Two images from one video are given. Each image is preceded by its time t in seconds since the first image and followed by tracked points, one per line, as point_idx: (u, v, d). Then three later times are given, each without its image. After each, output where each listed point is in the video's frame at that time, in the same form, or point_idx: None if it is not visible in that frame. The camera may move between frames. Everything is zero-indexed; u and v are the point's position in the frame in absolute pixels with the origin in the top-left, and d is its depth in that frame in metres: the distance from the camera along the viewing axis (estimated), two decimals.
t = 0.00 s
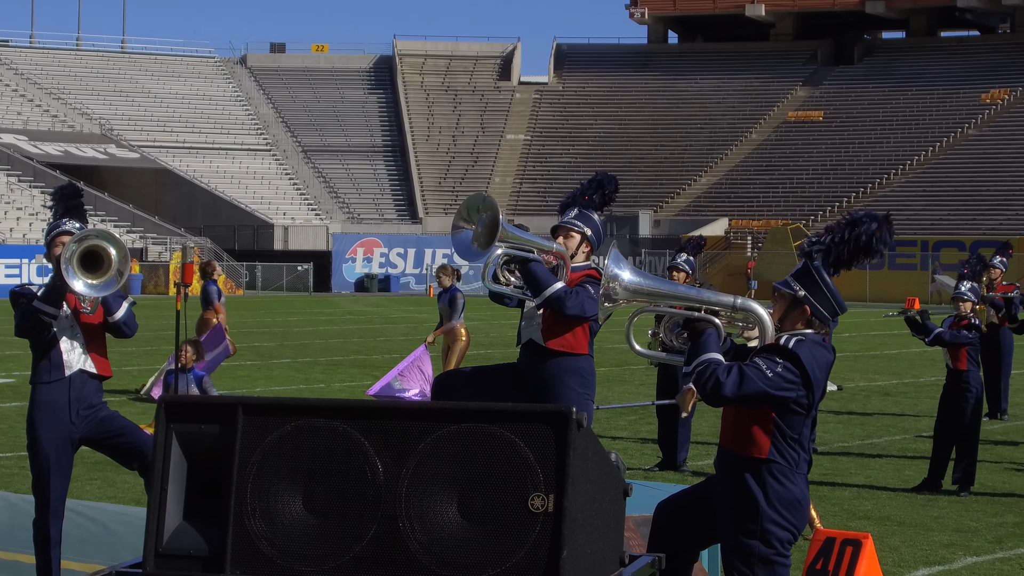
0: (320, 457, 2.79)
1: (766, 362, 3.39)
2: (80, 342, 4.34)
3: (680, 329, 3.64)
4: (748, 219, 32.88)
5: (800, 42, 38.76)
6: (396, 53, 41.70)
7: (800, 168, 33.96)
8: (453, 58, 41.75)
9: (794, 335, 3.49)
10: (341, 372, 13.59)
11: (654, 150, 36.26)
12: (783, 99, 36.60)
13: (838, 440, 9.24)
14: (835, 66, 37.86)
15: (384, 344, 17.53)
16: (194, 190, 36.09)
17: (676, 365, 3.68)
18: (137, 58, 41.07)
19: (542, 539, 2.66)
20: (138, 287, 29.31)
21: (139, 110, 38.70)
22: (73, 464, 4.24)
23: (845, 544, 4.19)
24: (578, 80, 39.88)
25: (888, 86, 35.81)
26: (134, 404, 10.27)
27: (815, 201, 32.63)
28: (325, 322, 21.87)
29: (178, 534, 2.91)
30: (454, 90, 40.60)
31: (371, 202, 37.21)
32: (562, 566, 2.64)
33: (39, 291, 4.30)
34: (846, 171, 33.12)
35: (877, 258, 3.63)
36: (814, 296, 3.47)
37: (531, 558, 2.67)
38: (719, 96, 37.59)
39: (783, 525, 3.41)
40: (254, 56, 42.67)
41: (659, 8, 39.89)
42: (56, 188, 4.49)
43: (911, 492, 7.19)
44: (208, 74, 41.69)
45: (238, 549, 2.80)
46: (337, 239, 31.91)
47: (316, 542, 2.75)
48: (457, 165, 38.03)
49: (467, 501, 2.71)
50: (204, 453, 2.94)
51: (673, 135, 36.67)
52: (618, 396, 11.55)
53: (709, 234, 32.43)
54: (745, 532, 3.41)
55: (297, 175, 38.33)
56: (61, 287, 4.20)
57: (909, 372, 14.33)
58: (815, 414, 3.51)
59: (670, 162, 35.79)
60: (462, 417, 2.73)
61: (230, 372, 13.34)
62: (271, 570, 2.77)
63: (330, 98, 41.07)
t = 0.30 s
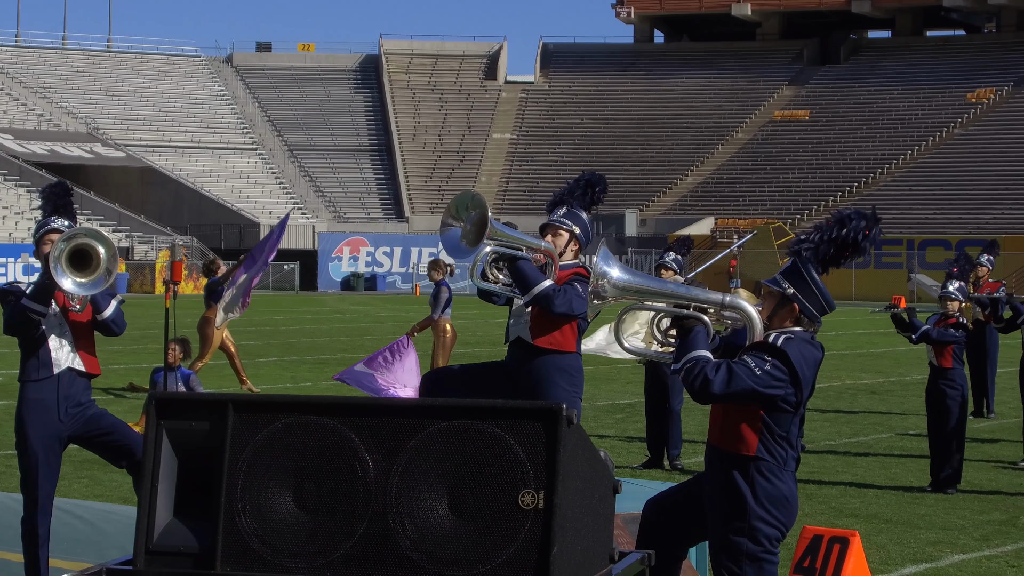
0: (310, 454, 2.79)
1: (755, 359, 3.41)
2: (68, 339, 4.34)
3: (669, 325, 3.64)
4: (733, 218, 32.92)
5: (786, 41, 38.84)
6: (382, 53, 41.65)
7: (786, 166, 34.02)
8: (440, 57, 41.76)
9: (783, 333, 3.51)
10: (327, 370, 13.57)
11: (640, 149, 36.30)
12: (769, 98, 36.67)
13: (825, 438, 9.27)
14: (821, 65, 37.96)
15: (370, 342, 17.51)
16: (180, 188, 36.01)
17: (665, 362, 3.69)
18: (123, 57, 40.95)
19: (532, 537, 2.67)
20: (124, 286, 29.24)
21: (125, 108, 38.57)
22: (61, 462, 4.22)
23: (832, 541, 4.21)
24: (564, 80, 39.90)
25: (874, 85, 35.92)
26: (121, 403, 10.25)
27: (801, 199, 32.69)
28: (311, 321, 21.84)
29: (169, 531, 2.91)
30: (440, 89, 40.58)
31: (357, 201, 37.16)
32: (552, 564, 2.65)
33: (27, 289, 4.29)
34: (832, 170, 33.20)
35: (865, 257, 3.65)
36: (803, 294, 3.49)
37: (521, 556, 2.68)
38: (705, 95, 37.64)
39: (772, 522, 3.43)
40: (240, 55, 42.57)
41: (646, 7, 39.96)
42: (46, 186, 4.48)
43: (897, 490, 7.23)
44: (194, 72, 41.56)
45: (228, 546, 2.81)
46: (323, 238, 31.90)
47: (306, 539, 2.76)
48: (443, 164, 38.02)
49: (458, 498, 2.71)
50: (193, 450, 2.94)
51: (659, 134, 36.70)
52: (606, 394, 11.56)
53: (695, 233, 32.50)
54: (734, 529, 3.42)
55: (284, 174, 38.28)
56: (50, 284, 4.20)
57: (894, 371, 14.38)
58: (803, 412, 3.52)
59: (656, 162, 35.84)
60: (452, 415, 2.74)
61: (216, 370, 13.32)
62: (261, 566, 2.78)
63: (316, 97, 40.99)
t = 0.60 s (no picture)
0: (300, 449, 2.80)
1: (742, 356, 3.42)
2: (56, 337, 4.32)
3: (656, 322, 3.65)
4: (719, 216, 32.99)
5: (771, 40, 38.91)
6: (368, 51, 41.61)
7: (771, 165, 34.10)
8: (425, 55, 41.72)
9: (770, 330, 3.53)
10: (313, 368, 13.56)
11: (626, 147, 36.31)
12: (754, 96, 36.75)
13: (811, 435, 9.32)
14: (806, 64, 38.05)
15: (356, 341, 17.49)
16: (165, 186, 35.91)
17: (653, 359, 3.71)
18: (108, 55, 40.80)
19: (521, 531, 2.68)
20: (109, 285, 29.16)
21: (110, 107, 38.43)
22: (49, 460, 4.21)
23: (819, 537, 4.23)
24: (550, 78, 39.92)
25: (860, 83, 36.01)
26: (106, 402, 10.22)
27: (786, 198, 32.76)
28: (297, 319, 21.80)
29: (160, 526, 2.91)
30: (426, 87, 40.55)
31: (343, 199, 37.12)
32: (542, 558, 2.66)
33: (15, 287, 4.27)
34: (817, 168, 33.28)
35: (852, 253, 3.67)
36: (790, 290, 3.51)
37: (511, 551, 2.69)
38: (691, 93, 37.70)
39: (759, 518, 3.45)
40: (226, 53, 42.44)
41: (631, 5, 39.99)
42: (32, 184, 4.46)
43: (884, 487, 7.27)
44: (180, 71, 41.43)
45: (219, 542, 2.81)
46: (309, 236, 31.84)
47: (296, 534, 2.76)
48: (428, 162, 38.00)
49: (448, 494, 2.72)
50: (184, 446, 2.94)
51: (644, 132, 36.73)
52: (593, 392, 11.58)
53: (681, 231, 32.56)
54: (721, 525, 3.44)
55: (269, 172, 38.19)
56: (39, 282, 4.19)
57: (878, 368, 14.43)
58: (791, 407, 3.54)
59: (641, 159, 35.87)
60: (443, 409, 2.75)
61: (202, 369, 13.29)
62: (251, 563, 2.78)
63: (301, 96, 40.89)
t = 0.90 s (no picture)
0: (292, 445, 2.80)
1: (731, 353, 3.43)
2: (45, 334, 4.31)
3: (646, 319, 3.65)
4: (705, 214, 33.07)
5: (757, 38, 38.98)
6: (353, 48, 41.56)
7: (758, 163, 34.18)
8: (411, 53, 41.71)
9: (759, 326, 3.54)
10: (301, 367, 13.56)
11: (612, 145, 36.33)
12: (740, 94, 36.84)
13: (798, 433, 9.36)
14: (792, 62, 38.15)
15: (343, 339, 17.49)
16: (151, 184, 35.81)
17: (642, 356, 3.72)
18: (92, 53, 40.68)
19: (513, 527, 2.69)
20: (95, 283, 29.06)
21: (96, 105, 38.33)
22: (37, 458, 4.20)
23: (807, 534, 4.24)
24: (535, 76, 39.97)
25: (846, 81, 36.10)
26: (92, 400, 10.19)
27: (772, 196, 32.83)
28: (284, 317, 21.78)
29: (151, 523, 2.90)
30: (411, 85, 40.54)
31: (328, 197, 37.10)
32: (534, 554, 2.66)
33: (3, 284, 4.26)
34: (803, 166, 33.36)
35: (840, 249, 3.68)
36: (779, 286, 3.52)
37: (503, 545, 2.69)
38: (677, 91, 37.75)
39: (749, 514, 3.46)
40: (211, 51, 42.33)
41: (617, 3, 40.03)
42: (21, 181, 4.45)
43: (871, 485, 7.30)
44: (165, 69, 41.34)
45: (210, 538, 2.81)
46: (295, 234, 31.78)
47: (288, 530, 2.77)
48: (414, 160, 37.99)
49: (439, 490, 2.73)
50: (176, 442, 2.93)
51: (630, 130, 36.78)
52: (581, 390, 11.60)
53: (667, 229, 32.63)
54: (711, 521, 3.45)
55: (255, 170, 38.12)
56: (28, 279, 4.18)
57: (864, 366, 14.48)
58: (779, 404, 3.55)
59: (627, 157, 35.90)
60: (434, 405, 2.75)
61: (189, 367, 13.26)
62: (243, 559, 2.78)
63: (287, 93, 40.83)
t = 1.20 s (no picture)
0: (284, 440, 2.80)
1: (724, 349, 3.44)
2: (34, 331, 4.29)
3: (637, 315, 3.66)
4: (693, 213, 33.11)
5: (745, 36, 39.04)
6: (342, 47, 41.48)
7: (746, 161, 34.22)
8: (399, 52, 41.64)
9: (751, 322, 3.55)
10: (289, 365, 13.54)
11: (600, 144, 36.32)
12: (728, 93, 36.90)
13: (787, 431, 9.38)
14: (780, 60, 38.21)
15: (332, 337, 17.47)
16: (138, 183, 35.70)
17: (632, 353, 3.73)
18: (79, 52, 40.53)
19: (505, 522, 2.69)
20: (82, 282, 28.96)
21: (83, 103, 38.20)
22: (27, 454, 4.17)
23: (797, 531, 4.25)
24: (523, 75, 39.96)
25: (834, 80, 36.18)
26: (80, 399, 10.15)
27: (760, 194, 32.87)
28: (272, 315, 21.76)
29: (144, 518, 2.90)
30: (399, 84, 40.46)
31: (317, 195, 37.04)
32: (528, 548, 2.66)
33: None
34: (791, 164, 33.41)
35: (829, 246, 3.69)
36: (770, 282, 3.53)
37: (496, 540, 2.69)
38: (666, 89, 37.78)
39: (740, 510, 3.47)
40: (198, 50, 42.19)
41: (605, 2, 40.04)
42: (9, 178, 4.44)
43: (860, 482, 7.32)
44: (153, 67, 41.22)
45: (203, 533, 2.81)
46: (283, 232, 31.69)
47: (281, 525, 2.77)
48: (403, 158, 37.93)
49: (432, 485, 2.73)
50: (168, 437, 2.93)
51: (619, 129, 36.79)
52: (570, 388, 11.61)
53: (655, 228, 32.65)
54: (702, 518, 3.46)
55: (242, 168, 38.01)
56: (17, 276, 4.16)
57: (852, 364, 14.52)
58: (771, 400, 3.57)
59: (614, 156, 35.88)
60: (425, 401, 2.75)
61: (177, 365, 13.22)
62: (235, 553, 2.78)
63: (275, 92, 40.74)
